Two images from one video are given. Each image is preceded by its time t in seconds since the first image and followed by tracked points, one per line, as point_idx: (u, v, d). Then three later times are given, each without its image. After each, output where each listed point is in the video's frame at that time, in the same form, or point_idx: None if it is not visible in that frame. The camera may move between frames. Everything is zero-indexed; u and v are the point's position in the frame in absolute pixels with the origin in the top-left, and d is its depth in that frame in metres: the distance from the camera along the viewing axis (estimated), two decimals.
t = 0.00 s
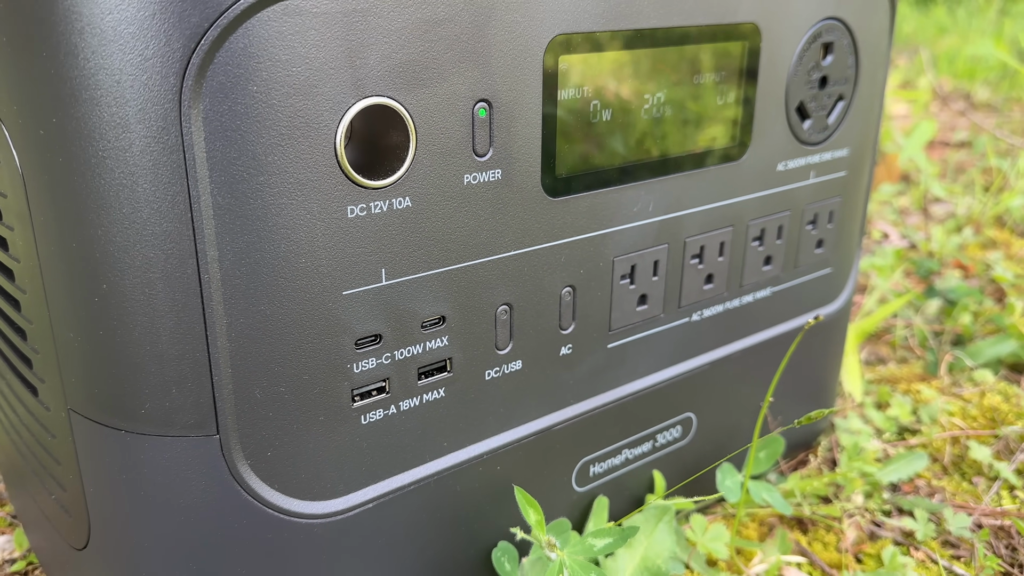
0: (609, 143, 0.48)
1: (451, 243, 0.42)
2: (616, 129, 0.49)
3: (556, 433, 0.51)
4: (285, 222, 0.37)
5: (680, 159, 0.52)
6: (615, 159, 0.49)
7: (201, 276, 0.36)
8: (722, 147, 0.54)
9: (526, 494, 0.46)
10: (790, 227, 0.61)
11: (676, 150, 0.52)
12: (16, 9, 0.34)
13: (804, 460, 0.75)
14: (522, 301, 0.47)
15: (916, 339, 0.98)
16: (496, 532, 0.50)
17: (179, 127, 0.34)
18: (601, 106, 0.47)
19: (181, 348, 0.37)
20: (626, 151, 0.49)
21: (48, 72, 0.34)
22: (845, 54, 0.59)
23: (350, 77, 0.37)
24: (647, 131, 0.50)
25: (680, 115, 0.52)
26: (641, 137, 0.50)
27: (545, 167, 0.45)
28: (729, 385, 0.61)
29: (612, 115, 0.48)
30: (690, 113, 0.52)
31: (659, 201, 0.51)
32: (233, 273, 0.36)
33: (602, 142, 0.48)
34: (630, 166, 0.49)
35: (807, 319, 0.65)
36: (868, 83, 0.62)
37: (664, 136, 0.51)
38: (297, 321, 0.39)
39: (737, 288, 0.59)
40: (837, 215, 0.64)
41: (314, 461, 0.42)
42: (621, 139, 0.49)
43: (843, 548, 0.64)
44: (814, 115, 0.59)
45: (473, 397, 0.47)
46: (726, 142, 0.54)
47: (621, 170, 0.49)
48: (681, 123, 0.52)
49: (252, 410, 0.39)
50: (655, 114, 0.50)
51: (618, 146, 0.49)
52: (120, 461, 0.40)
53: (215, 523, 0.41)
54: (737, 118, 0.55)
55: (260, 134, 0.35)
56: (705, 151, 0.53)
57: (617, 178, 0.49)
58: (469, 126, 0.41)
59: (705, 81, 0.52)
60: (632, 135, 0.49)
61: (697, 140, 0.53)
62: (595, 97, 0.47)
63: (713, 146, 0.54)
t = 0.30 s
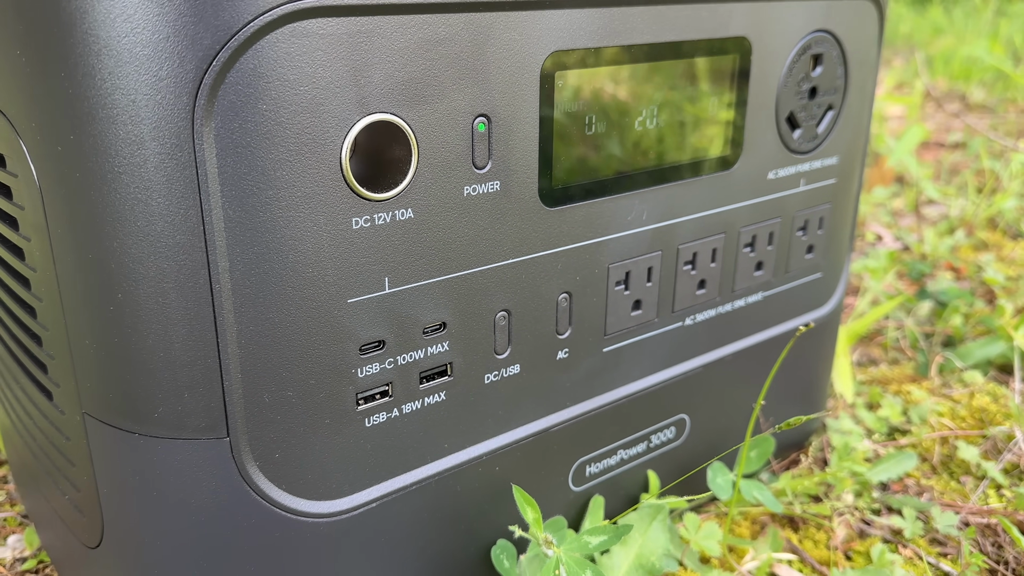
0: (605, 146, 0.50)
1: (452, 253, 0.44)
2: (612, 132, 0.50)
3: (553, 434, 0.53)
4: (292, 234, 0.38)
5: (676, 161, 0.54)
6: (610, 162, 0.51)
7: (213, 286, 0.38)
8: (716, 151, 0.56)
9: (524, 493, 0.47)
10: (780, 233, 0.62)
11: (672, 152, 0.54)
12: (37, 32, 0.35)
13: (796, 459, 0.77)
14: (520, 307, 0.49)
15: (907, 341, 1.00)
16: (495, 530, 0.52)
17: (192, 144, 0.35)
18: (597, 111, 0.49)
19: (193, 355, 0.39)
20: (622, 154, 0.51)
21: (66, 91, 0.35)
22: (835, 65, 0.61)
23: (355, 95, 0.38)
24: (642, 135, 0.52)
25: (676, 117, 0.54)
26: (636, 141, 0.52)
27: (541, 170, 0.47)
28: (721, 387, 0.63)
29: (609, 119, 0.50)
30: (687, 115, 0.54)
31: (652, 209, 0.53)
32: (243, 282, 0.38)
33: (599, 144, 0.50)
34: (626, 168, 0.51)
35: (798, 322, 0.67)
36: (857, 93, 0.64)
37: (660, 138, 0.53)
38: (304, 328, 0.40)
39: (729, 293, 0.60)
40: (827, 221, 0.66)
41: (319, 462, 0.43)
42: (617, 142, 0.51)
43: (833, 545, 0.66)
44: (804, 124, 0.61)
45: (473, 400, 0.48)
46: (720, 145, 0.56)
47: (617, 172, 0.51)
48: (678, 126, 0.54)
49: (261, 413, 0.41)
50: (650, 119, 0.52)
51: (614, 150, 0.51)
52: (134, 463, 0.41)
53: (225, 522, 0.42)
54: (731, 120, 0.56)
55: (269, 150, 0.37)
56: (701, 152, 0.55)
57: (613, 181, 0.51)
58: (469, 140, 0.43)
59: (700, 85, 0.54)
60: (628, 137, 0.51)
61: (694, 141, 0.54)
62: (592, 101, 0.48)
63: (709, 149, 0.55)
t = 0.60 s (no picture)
0: (605, 146, 0.52)
1: (456, 256, 0.46)
2: (610, 133, 0.52)
3: (553, 431, 0.55)
4: (305, 240, 0.40)
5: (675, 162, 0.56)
6: (609, 163, 0.53)
7: (229, 289, 0.39)
8: (713, 153, 0.58)
9: (525, 487, 0.49)
10: (773, 236, 0.64)
11: (670, 153, 0.56)
12: (61, 48, 0.37)
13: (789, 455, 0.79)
14: (521, 308, 0.50)
15: (900, 340, 1.02)
16: (496, 524, 0.54)
17: (209, 154, 0.37)
18: (596, 112, 0.51)
19: (209, 355, 0.40)
20: (620, 155, 0.53)
21: (89, 104, 0.37)
22: (826, 72, 0.63)
23: (364, 106, 0.40)
24: (638, 137, 0.54)
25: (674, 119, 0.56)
26: (634, 143, 0.54)
27: (542, 170, 0.48)
28: (716, 386, 0.65)
29: (608, 121, 0.52)
30: (685, 116, 0.56)
31: (649, 213, 0.55)
32: (257, 286, 0.40)
33: (598, 145, 0.52)
34: (624, 169, 0.53)
35: (790, 322, 0.69)
36: (847, 100, 0.66)
37: (658, 140, 0.55)
38: (315, 330, 0.42)
39: (723, 293, 0.62)
40: (819, 224, 0.68)
41: (329, 457, 0.45)
42: (616, 143, 0.53)
43: (825, 539, 0.67)
44: (796, 130, 0.62)
45: (475, 398, 0.50)
46: (716, 148, 0.58)
47: (616, 172, 0.53)
48: (676, 127, 0.56)
49: (274, 411, 0.43)
50: (647, 122, 0.54)
51: (613, 150, 0.53)
52: (151, 458, 0.43)
53: (238, 515, 0.44)
54: (725, 127, 0.58)
55: (282, 159, 0.39)
56: (698, 153, 0.57)
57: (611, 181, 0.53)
58: (472, 148, 0.45)
59: (696, 90, 0.56)
60: (626, 139, 0.53)
61: (691, 142, 0.56)
62: (592, 102, 0.50)
63: (706, 151, 0.57)
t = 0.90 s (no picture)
0: (603, 147, 0.54)
1: (456, 259, 0.48)
2: (608, 134, 0.54)
3: (550, 427, 0.57)
4: (311, 243, 0.42)
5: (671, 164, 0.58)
6: (607, 163, 0.54)
7: (238, 291, 0.41)
8: (706, 158, 0.59)
9: (523, 482, 0.51)
10: (765, 237, 0.66)
11: (666, 154, 0.58)
12: (77, 60, 0.39)
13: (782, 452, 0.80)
14: (519, 309, 0.52)
15: (892, 339, 1.03)
16: (495, 517, 0.56)
17: (219, 162, 0.39)
18: (594, 114, 0.53)
19: (219, 354, 0.42)
20: (617, 155, 0.55)
21: (103, 113, 0.39)
22: (817, 78, 0.64)
23: (367, 115, 0.42)
24: (635, 139, 0.56)
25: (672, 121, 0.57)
26: (631, 144, 0.55)
27: (541, 170, 0.50)
28: (709, 384, 0.66)
29: (605, 122, 0.53)
30: (682, 117, 0.57)
31: (643, 216, 0.57)
32: (265, 288, 0.42)
33: (596, 145, 0.53)
34: (621, 169, 0.55)
35: (782, 321, 0.70)
36: (838, 105, 0.67)
37: (654, 143, 0.57)
38: (321, 330, 0.44)
39: (716, 294, 0.64)
40: (810, 226, 0.69)
41: (333, 453, 0.47)
42: (614, 143, 0.54)
43: (816, 533, 0.69)
44: (787, 135, 0.64)
45: (475, 396, 0.52)
46: (708, 153, 0.59)
47: (614, 172, 0.55)
48: (673, 129, 0.58)
49: (281, 408, 0.44)
50: (645, 123, 0.56)
51: (610, 151, 0.54)
52: (162, 454, 0.45)
53: (245, 508, 0.46)
54: (717, 133, 0.60)
55: (289, 166, 0.40)
56: (695, 153, 0.59)
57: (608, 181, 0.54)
58: (471, 154, 0.46)
59: (690, 97, 0.57)
60: (623, 139, 0.55)
61: (688, 142, 0.58)
62: (589, 103, 0.52)
63: (701, 152, 0.59)
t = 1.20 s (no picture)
0: (600, 149, 0.56)
1: (456, 264, 0.49)
2: (606, 136, 0.56)
3: (548, 426, 0.58)
4: (317, 250, 0.44)
5: (671, 163, 0.60)
6: (604, 164, 0.56)
7: (247, 296, 0.43)
8: (697, 166, 0.61)
9: (521, 478, 0.53)
10: (757, 241, 0.68)
11: (665, 155, 0.60)
12: (93, 75, 0.40)
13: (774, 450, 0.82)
14: (517, 312, 0.54)
15: (884, 339, 1.05)
16: (494, 514, 0.57)
17: (229, 173, 0.41)
18: (592, 116, 0.54)
19: (228, 356, 0.44)
20: (615, 157, 0.57)
21: (117, 126, 0.40)
22: (807, 86, 0.66)
23: (371, 127, 0.43)
24: (631, 144, 0.58)
25: (666, 126, 0.59)
26: (627, 149, 0.57)
27: (536, 173, 0.52)
28: (702, 383, 0.68)
29: (603, 123, 0.55)
30: (678, 119, 0.59)
31: (637, 221, 0.58)
32: (273, 293, 0.43)
33: (594, 148, 0.55)
34: (619, 171, 0.57)
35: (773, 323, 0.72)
36: (828, 113, 0.69)
37: (650, 147, 0.59)
38: (326, 334, 0.46)
39: (709, 296, 0.65)
40: (801, 230, 0.71)
41: (338, 451, 0.49)
42: (611, 145, 0.56)
43: (806, 529, 0.71)
44: (778, 142, 0.66)
45: (474, 396, 0.54)
46: (700, 160, 0.61)
47: (610, 174, 0.57)
48: (671, 128, 0.60)
49: (288, 408, 0.46)
50: (639, 131, 0.58)
51: (608, 152, 0.56)
52: (173, 452, 0.46)
53: (254, 504, 0.47)
54: (709, 141, 0.61)
55: (296, 176, 0.42)
56: (692, 154, 0.61)
57: (606, 183, 0.56)
58: (471, 164, 0.48)
59: (682, 107, 0.59)
60: (620, 142, 0.57)
61: (686, 143, 0.60)
62: (587, 105, 0.54)
63: (698, 153, 0.61)
